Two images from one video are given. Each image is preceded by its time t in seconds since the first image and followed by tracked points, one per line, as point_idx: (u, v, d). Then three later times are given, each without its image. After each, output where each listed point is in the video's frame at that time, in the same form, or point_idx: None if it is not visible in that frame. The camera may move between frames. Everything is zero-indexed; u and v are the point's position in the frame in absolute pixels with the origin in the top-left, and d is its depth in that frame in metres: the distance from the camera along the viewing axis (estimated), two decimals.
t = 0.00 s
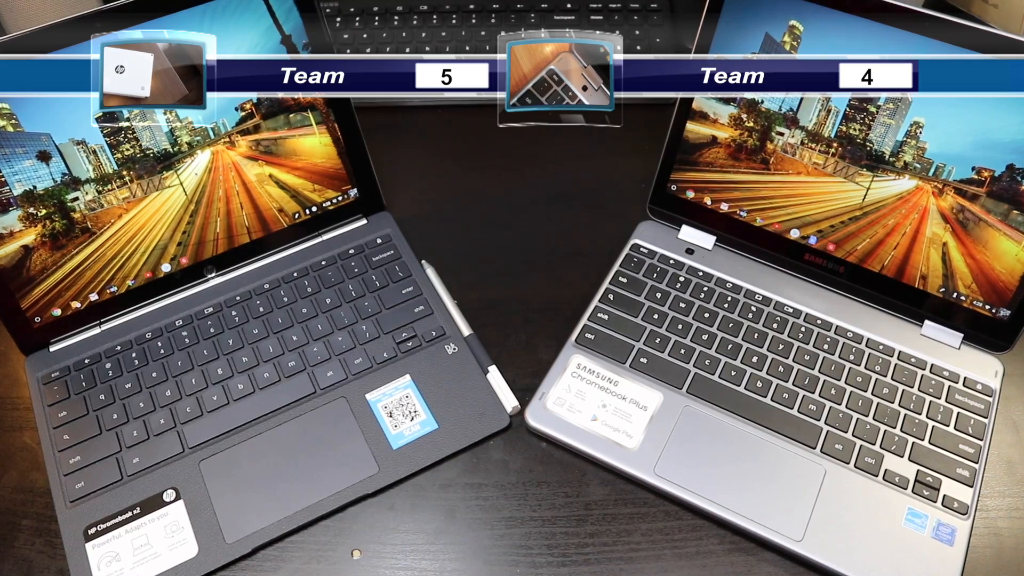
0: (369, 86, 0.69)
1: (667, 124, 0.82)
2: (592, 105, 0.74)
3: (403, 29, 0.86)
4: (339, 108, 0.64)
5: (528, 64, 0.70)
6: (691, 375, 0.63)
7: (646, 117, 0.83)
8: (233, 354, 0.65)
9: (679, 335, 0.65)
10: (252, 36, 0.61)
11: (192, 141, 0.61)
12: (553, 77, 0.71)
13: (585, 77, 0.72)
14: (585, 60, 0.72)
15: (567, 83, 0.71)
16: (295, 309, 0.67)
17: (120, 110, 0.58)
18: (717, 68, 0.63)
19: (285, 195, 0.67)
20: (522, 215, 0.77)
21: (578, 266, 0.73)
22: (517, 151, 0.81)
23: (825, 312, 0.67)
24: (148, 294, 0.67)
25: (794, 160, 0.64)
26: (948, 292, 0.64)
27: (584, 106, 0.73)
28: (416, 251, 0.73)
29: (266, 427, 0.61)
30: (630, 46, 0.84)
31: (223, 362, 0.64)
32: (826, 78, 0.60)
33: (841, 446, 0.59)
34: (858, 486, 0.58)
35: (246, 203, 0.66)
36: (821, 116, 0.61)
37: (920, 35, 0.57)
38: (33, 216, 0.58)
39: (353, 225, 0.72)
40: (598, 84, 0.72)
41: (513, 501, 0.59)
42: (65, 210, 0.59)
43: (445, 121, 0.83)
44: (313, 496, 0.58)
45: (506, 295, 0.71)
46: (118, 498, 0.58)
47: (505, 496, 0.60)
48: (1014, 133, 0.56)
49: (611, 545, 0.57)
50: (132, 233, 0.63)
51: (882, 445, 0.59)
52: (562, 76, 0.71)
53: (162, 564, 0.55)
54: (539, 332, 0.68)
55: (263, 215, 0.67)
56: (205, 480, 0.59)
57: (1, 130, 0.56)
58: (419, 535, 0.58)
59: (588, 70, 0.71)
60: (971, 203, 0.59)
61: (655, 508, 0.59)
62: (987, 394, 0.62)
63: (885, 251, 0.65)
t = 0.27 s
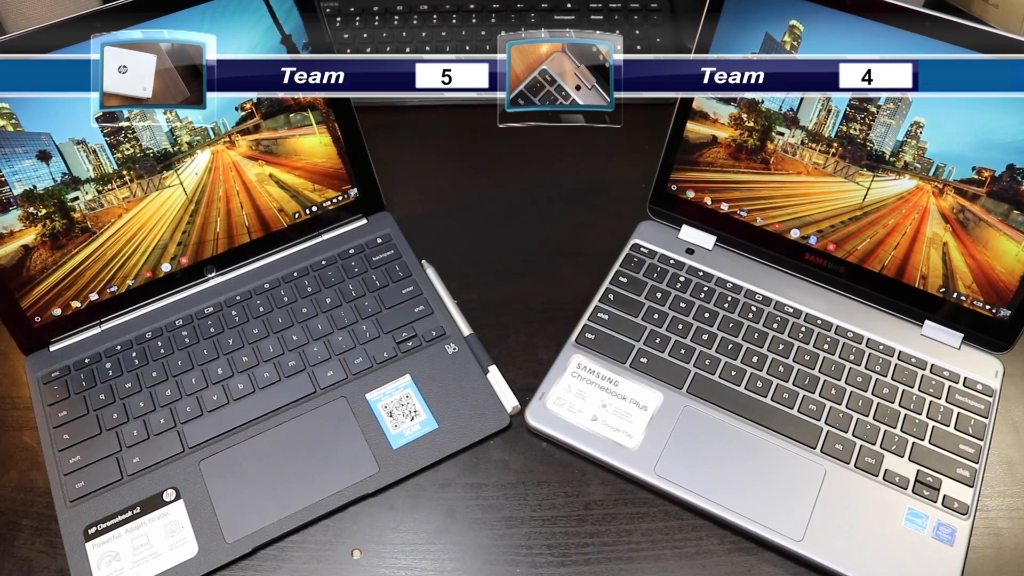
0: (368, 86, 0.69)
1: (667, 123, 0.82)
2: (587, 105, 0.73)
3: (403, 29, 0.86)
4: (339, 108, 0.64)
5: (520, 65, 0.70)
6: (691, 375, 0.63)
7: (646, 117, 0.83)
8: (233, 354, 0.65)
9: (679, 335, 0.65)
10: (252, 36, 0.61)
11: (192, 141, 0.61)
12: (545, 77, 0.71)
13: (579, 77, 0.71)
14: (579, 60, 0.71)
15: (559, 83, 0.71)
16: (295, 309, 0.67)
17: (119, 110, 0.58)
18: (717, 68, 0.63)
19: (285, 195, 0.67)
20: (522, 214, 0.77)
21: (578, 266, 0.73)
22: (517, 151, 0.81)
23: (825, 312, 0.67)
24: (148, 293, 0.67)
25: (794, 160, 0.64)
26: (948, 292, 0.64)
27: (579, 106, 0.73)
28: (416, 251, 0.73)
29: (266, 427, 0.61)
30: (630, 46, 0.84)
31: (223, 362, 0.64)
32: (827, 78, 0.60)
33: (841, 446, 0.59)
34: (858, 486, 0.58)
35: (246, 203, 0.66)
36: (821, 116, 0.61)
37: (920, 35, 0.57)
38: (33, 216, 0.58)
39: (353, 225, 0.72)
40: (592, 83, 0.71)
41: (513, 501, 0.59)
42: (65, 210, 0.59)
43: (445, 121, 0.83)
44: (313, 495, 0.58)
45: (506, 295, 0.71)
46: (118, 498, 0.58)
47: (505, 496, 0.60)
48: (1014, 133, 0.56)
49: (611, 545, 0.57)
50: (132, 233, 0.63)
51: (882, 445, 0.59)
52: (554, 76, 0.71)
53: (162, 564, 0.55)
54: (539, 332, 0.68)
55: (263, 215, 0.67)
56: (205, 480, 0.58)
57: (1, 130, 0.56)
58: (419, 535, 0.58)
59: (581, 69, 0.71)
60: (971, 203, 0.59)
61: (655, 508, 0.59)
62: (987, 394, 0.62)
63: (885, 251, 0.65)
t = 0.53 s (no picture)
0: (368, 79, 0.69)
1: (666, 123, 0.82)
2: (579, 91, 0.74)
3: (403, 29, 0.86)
4: (339, 107, 0.65)
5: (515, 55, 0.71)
6: (690, 374, 0.64)
7: (645, 117, 0.83)
8: (233, 354, 0.65)
9: (679, 335, 0.65)
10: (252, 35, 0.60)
11: (192, 141, 0.62)
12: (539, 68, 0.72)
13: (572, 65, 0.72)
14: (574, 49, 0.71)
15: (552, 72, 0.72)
16: (295, 308, 0.67)
17: (119, 106, 0.58)
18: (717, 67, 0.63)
19: (285, 195, 0.67)
20: (522, 214, 0.77)
21: (578, 266, 0.73)
22: (517, 151, 0.81)
23: (825, 312, 0.67)
24: (148, 293, 0.67)
25: (793, 159, 0.64)
26: (948, 292, 0.64)
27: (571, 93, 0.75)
28: (416, 251, 0.74)
29: (266, 426, 0.61)
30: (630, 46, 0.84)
31: (223, 361, 0.64)
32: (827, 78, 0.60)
33: (840, 445, 0.59)
34: (858, 485, 0.58)
35: (246, 203, 0.66)
36: (821, 116, 0.61)
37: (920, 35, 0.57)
38: (34, 215, 0.59)
39: (353, 225, 0.72)
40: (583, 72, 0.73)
41: (513, 500, 0.59)
42: (66, 210, 0.59)
43: (445, 121, 0.83)
44: (313, 495, 0.58)
45: (506, 295, 0.71)
46: (118, 498, 0.58)
47: (505, 495, 0.60)
48: (1013, 133, 0.56)
49: (611, 545, 0.57)
50: (132, 233, 0.63)
51: (882, 444, 0.59)
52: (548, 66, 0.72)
53: (162, 564, 0.55)
54: (539, 331, 0.68)
55: (263, 215, 0.68)
56: (204, 479, 0.59)
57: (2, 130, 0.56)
58: (419, 534, 0.58)
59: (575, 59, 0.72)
60: (971, 203, 0.59)
61: (654, 507, 0.59)
62: (987, 394, 0.62)
63: (885, 251, 0.65)
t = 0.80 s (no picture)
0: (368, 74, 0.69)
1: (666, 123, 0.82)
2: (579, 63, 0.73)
3: (403, 29, 0.86)
4: (339, 108, 0.65)
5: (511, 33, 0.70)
6: (690, 374, 0.63)
7: (645, 117, 0.83)
8: (233, 354, 0.65)
9: (679, 334, 0.65)
10: (252, 36, 0.60)
11: (192, 141, 0.62)
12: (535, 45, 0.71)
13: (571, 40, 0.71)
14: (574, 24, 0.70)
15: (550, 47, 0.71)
16: (295, 309, 0.67)
17: (119, 106, 0.58)
18: (716, 67, 0.63)
19: (285, 195, 0.67)
20: (521, 214, 0.77)
21: (578, 266, 0.73)
22: (516, 151, 0.81)
23: (825, 312, 0.67)
24: (148, 293, 0.67)
25: (793, 159, 0.64)
26: (947, 291, 0.64)
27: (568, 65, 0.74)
28: (416, 251, 0.74)
29: (266, 426, 0.61)
30: (630, 46, 0.84)
31: (223, 361, 0.64)
32: (827, 78, 0.60)
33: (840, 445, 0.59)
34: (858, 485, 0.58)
35: (246, 203, 0.66)
36: (820, 116, 0.61)
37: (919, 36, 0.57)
38: (34, 215, 0.59)
39: (353, 225, 0.72)
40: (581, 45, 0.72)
41: (512, 500, 0.59)
42: (65, 210, 0.59)
43: (445, 121, 0.83)
44: (313, 495, 0.58)
45: (506, 295, 0.71)
46: (118, 498, 0.58)
47: (505, 495, 0.60)
48: (1013, 132, 0.56)
49: (611, 545, 0.57)
50: (132, 233, 0.63)
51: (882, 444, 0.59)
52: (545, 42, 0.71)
53: (162, 563, 0.55)
54: (538, 331, 0.68)
55: (263, 215, 0.68)
56: (204, 479, 0.59)
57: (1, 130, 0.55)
58: (419, 534, 0.58)
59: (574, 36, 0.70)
60: (971, 203, 0.59)
61: (654, 507, 0.59)
62: (986, 393, 0.62)
63: (885, 250, 0.65)
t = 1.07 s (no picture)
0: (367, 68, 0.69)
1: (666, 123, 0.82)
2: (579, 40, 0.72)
3: (403, 29, 0.86)
4: (339, 108, 0.65)
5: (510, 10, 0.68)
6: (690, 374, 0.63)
7: (645, 117, 0.83)
8: (233, 354, 0.65)
9: (679, 334, 0.65)
10: (252, 36, 0.60)
11: (192, 141, 0.62)
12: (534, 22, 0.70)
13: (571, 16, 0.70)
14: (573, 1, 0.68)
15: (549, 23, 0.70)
16: (295, 308, 0.67)
17: (119, 106, 0.58)
18: (716, 67, 0.63)
19: (285, 195, 0.67)
20: (521, 214, 0.77)
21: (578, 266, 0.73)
22: (517, 151, 0.81)
23: (825, 312, 0.67)
24: (148, 293, 0.67)
25: (793, 159, 0.64)
26: (947, 292, 0.64)
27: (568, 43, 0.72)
28: (416, 251, 0.74)
29: (266, 426, 0.61)
30: (630, 46, 0.84)
31: (223, 361, 0.64)
32: (827, 78, 0.60)
33: (840, 445, 0.59)
34: (858, 485, 0.58)
35: (246, 203, 0.66)
36: (820, 116, 0.61)
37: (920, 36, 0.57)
38: (34, 215, 0.59)
39: (353, 225, 0.72)
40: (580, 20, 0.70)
41: (513, 500, 0.59)
42: (65, 210, 0.59)
43: (445, 120, 0.83)
44: (313, 495, 0.58)
45: (506, 295, 0.71)
46: (118, 498, 0.58)
47: (505, 495, 0.60)
48: (1013, 132, 0.56)
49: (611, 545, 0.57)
50: (132, 233, 0.63)
51: (882, 444, 0.59)
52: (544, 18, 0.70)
53: (162, 563, 0.55)
54: (538, 331, 0.68)
55: (263, 215, 0.68)
56: (204, 479, 0.59)
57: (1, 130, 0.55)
58: (419, 534, 0.58)
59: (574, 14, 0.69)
60: (970, 203, 0.59)
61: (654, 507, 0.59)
62: (987, 393, 0.62)
63: (885, 250, 0.65)
